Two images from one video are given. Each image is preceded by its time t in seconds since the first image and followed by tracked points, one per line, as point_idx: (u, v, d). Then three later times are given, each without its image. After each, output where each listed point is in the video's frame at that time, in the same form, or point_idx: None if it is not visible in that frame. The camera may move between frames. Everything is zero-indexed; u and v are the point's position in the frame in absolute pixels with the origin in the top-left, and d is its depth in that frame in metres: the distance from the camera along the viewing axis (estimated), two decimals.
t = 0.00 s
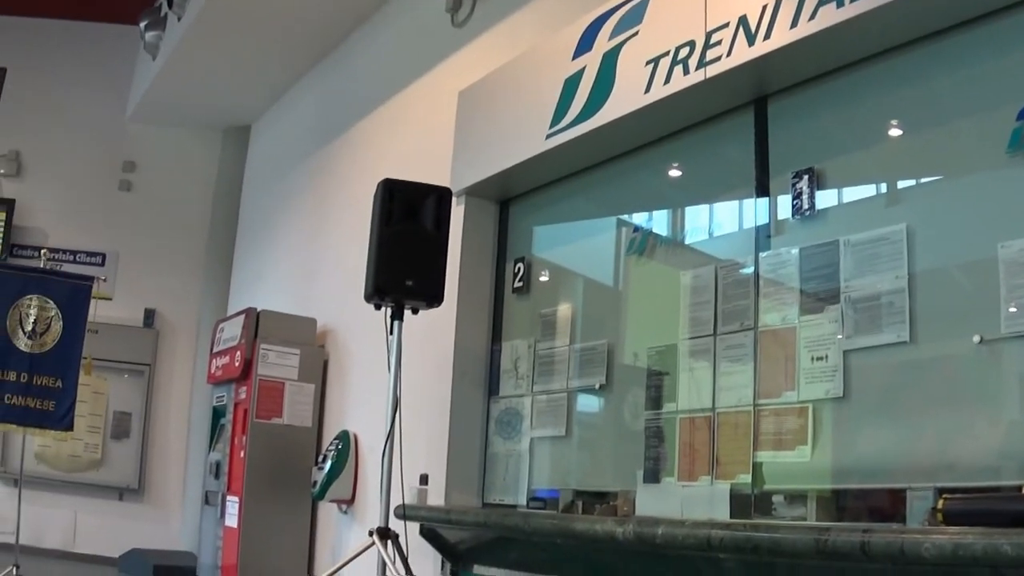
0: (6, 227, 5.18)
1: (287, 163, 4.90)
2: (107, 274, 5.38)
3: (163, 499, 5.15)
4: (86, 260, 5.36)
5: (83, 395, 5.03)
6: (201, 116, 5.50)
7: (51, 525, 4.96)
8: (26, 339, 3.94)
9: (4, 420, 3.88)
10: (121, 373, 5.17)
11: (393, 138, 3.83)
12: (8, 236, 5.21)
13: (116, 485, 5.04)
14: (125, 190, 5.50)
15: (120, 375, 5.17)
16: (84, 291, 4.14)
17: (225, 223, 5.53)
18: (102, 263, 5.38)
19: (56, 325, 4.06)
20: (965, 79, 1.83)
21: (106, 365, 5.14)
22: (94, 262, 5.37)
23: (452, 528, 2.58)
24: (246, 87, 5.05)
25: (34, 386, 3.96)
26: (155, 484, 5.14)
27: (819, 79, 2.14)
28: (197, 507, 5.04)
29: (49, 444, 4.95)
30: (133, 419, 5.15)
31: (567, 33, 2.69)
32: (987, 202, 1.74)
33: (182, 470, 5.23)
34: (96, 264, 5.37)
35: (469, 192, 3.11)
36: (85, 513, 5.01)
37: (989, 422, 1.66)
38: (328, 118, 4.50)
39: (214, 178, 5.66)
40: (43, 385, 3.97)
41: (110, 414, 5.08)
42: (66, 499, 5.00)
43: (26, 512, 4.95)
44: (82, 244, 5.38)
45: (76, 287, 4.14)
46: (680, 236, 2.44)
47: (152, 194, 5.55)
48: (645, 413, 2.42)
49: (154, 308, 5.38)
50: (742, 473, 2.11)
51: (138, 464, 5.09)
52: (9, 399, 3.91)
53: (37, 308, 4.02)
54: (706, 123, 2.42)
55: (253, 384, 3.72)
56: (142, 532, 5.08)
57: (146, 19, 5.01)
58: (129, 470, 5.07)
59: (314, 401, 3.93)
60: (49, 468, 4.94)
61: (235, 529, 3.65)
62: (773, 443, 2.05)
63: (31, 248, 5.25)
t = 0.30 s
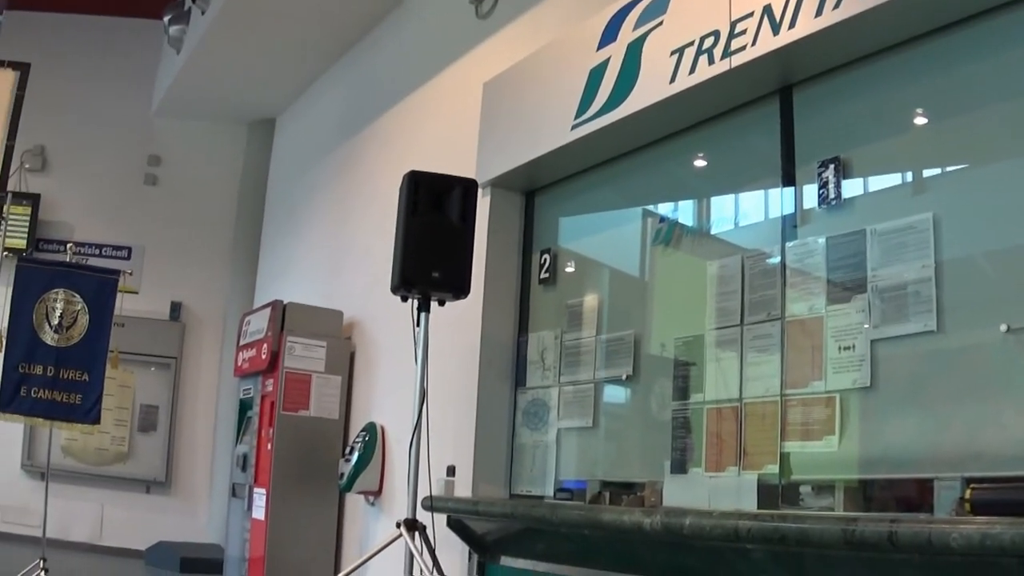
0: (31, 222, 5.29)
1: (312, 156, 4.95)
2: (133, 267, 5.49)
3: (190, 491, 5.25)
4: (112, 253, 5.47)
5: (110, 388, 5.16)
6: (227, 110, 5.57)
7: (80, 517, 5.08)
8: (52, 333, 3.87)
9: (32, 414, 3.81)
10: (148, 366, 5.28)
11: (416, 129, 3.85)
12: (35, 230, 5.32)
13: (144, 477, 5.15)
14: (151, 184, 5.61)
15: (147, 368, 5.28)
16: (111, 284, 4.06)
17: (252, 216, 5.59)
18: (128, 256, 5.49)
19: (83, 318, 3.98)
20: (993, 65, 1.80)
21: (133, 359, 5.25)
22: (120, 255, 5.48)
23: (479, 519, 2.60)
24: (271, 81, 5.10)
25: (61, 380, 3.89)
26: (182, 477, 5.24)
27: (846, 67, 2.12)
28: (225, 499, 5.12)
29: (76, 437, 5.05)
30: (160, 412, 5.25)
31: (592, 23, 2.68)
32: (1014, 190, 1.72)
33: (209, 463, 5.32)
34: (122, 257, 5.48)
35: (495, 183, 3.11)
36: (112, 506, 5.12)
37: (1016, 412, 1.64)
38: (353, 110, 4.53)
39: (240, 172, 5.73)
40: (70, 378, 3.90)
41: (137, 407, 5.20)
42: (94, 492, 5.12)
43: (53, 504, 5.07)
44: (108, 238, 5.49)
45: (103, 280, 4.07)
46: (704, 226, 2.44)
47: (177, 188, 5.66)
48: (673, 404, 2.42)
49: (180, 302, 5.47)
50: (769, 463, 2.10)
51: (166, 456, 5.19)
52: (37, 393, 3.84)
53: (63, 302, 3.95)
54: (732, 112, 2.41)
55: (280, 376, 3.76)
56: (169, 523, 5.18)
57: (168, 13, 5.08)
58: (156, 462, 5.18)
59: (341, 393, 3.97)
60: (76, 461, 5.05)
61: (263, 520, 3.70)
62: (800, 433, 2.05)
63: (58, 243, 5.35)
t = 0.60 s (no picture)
0: (53, 217, 5.38)
1: (332, 151, 4.99)
2: (155, 262, 5.61)
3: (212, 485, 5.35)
4: (134, 248, 5.60)
5: (133, 383, 5.25)
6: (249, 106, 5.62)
7: (102, 511, 5.23)
8: (75, 328, 3.89)
9: (55, 408, 3.86)
10: (169, 361, 5.40)
11: (436, 123, 3.88)
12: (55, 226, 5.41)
13: (166, 472, 5.27)
14: (172, 178, 5.72)
15: (169, 363, 5.40)
16: (133, 279, 4.11)
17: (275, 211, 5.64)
18: (150, 251, 5.61)
19: (105, 313, 4.02)
20: (1017, 57, 1.78)
21: (155, 354, 5.38)
22: (142, 250, 5.60)
23: (500, 513, 2.61)
24: (291, 76, 5.16)
25: (84, 374, 3.93)
26: (204, 471, 5.34)
27: (869, 59, 2.10)
28: (246, 493, 5.21)
29: (99, 433, 5.21)
30: (182, 407, 5.37)
31: (613, 17, 2.67)
32: None
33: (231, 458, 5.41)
34: (143, 253, 5.60)
35: (517, 177, 3.12)
36: (133, 499, 5.27)
37: None
38: (373, 106, 4.56)
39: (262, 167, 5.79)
40: (92, 373, 3.94)
41: (158, 402, 5.33)
42: (117, 485, 5.27)
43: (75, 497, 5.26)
44: (129, 234, 5.61)
45: (124, 276, 4.10)
46: (726, 220, 2.43)
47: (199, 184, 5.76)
48: (695, 397, 2.42)
49: (202, 297, 5.56)
50: (792, 457, 2.09)
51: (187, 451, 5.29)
52: (59, 388, 3.88)
53: (85, 297, 3.97)
54: (755, 105, 2.40)
55: (303, 370, 3.79)
56: (193, 516, 5.29)
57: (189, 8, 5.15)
58: (178, 457, 5.29)
59: (363, 386, 4.00)
60: (99, 456, 5.21)
61: (286, 514, 3.74)
62: (823, 426, 2.04)
63: (79, 238, 5.52)
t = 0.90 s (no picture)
0: (78, 215, 5.56)
1: (354, 148, 5.06)
2: (180, 260, 5.77)
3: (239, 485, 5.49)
4: (159, 246, 5.75)
5: (160, 380, 5.47)
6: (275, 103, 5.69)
7: (129, 509, 5.41)
8: (100, 327, 3.81)
9: (82, 407, 3.79)
10: (195, 358, 5.56)
11: (456, 118, 3.92)
12: (80, 224, 5.60)
13: (193, 469, 5.43)
14: (196, 176, 5.87)
15: (195, 360, 5.57)
16: (158, 277, 4.00)
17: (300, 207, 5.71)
18: (175, 249, 5.77)
19: (132, 311, 3.92)
20: None
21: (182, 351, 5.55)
22: (167, 248, 5.77)
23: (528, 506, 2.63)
24: (313, 74, 5.23)
25: (110, 372, 3.86)
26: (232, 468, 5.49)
27: (895, 49, 2.08)
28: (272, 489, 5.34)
29: (126, 430, 5.41)
30: (208, 404, 5.53)
31: (635, 10, 2.67)
32: None
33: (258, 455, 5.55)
34: (169, 250, 5.76)
35: (542, 171, 3.12)
36: (161, 497, 5.44)
37: None
38: (394, 103, 4.61)
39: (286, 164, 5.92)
40: (119, 371, 3.86)
41: (185, 398, 5.50)
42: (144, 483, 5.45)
43: (103, 495, 5.45)
44: (154, 232, 5.79)
45: (149, 274, 4.00)
46: (750, 212, 2.42)
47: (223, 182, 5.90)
48: (722, 389, 2.41)
49: (228, 294, 5.72)
50: (819, 449, 2.09)
51: (214, 448, 5.46)
52: (86, 386, 3.81)
53: (111, 295, 3.87)
54: (780, 97, 2.38)
55: (329, 366, 3.83)
56: (221, 511, 5.45)
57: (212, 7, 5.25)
58: (205, 454, 5.45)
59: (389, 381, 4.03)
60: (125, 453, 5.39)
61: (314, 510, 3.78)
62: (850, 418, 2.03)
63: (104, 237, 5.68)
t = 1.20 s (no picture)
0: (100, 218, 5.79)
1: (374, 147, 5.12)
2: (205, 261, 5.94)
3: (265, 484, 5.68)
4: (182, 248, 5.92)
5: (187, 380, 5.65)
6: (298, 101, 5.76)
7: (155, 510, 5.63)
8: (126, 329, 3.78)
9: (107, 410, 3.76)
10: (220, 358, 5.73)
11: (474, 114, 3.97)
12: (103, 227, 5.82)
13: (220, 469, 5.62)
14: (218, 177, 6.02)
15: (220, 360, 5.73)
16: (182, 279, 3.97)
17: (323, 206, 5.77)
18: (198, 250, 5.93)
19: (156, 313, 3.90)
20: None
21: (207, 352, 5.72)
22: (190, 249, 5.93)
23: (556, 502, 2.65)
24: (333, 73, 5.29)
25: (136, 374, 3.83)
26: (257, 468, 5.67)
27: (918, 36, 2.06)
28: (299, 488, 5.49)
29: (152, 432, 5.61)
30: (233, 404, 5.70)
31: (655, 2, 2.66)
32: None
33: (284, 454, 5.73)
34: (192, 251, 5.93)
35: (565, 166, 3.13)
36: (187, 496, 5.66)
37: None
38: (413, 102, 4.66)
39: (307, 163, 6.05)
40: (144, 373, 3.84)
41: (212, 399, 5.67)
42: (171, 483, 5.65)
43: (129, 495, 5.66)
44: (177, 233, 5.95)
45: (174, 276, 3.97)
46: (772, 203, 2.42)
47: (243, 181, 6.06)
48: (748, 381, 2.41)
49: (252, 295, 5.88)
50: (847, 439, 2.08)
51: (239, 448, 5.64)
52: (112, 389, 3.78)
53: (136, 298, 3.84)
54: (802, 87, 2.37)
55: (355, 364, 3.87)
56: (247, 509, 5.65)
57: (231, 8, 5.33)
58: (231, 453, 5.63)
59: (415, 379, 4.06)
60: (151, 454, 5.60)
61: (341, 508, 3.83)
62: (878, 409, 2.02)
63: (127, 240, 5.86)
